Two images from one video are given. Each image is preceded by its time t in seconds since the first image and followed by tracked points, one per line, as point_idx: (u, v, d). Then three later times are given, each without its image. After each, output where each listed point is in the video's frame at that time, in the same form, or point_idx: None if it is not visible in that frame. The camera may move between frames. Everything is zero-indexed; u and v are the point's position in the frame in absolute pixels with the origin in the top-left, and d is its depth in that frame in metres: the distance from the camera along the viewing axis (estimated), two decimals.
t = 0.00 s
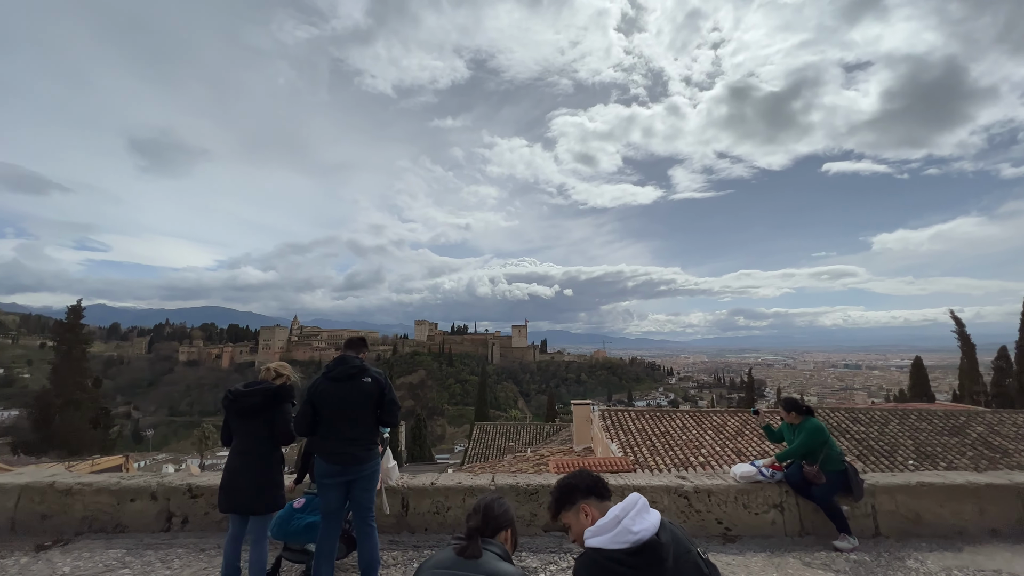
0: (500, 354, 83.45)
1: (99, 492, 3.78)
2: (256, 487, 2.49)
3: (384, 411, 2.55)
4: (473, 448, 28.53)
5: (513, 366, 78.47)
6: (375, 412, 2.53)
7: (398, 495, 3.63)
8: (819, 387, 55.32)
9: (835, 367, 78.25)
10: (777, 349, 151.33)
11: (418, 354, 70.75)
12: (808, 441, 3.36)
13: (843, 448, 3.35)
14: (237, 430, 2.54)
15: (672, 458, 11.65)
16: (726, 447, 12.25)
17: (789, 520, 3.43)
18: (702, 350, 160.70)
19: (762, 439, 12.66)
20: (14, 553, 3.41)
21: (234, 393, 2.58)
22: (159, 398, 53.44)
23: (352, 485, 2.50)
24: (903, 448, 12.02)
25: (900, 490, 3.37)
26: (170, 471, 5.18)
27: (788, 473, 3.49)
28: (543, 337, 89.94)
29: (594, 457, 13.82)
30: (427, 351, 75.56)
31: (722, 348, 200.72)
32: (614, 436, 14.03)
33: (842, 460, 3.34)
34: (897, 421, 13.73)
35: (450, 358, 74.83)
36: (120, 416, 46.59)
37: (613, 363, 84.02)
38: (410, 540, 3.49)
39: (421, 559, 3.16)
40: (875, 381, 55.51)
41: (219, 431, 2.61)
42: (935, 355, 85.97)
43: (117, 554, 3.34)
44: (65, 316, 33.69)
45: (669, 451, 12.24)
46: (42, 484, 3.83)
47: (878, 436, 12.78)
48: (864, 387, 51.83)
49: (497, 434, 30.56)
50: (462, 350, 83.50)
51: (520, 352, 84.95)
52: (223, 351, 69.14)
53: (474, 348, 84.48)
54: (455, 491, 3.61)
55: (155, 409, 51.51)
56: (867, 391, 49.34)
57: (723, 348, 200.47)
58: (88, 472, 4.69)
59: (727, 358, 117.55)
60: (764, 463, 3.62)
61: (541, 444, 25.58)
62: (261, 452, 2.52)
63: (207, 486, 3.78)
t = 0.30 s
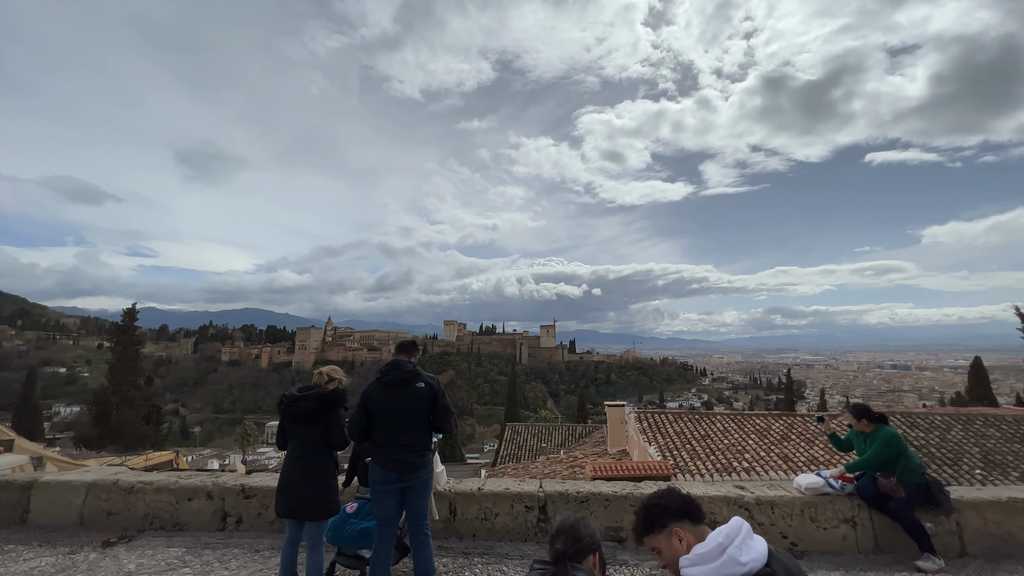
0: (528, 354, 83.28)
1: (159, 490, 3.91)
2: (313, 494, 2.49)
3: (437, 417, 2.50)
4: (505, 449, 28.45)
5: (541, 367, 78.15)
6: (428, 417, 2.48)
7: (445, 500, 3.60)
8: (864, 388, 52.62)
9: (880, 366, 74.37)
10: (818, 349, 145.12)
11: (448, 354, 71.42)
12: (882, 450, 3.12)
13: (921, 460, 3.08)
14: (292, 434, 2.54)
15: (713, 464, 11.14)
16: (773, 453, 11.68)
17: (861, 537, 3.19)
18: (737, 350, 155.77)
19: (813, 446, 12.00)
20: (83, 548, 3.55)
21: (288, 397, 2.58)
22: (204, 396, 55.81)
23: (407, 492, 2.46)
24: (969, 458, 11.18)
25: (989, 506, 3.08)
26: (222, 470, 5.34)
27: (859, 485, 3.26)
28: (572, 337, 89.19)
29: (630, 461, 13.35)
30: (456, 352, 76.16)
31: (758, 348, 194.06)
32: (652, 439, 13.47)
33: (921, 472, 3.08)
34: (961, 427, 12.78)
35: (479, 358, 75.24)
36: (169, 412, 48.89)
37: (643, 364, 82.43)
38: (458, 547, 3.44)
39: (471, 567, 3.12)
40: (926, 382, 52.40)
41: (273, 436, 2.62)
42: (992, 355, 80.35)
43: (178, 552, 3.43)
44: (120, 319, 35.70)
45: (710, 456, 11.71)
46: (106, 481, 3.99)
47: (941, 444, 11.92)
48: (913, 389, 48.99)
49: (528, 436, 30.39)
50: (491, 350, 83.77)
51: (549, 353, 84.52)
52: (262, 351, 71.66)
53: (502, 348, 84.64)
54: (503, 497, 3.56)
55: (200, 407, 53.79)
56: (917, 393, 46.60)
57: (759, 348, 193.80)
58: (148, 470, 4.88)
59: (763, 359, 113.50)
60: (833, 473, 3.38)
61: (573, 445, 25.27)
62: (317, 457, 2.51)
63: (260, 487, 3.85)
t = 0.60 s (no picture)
0: (557, 354, 82.84)
1: (221, 484, 4.06)
2: (374, 492, 2.49)
3: (498, 417, 2.45)
4: (538, 449, 28.32)
5: (571, 366, 77.54)
6: (488, 417, 2.45)
7: (498, 500, 3.56)
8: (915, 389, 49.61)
9: (931, 365, 70.08)
10: (862, 348, 138.11)
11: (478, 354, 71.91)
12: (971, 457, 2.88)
13: (1016, 467, 2.83)
14: (354, 432, 2.56)
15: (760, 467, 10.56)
16: (824, 457, 11.06)
17: (947, 550, 2.97)
18: (775, 350, 150.13)
19: (867, 451, 11.33)
20: (154, 538, 3.71)
21: (348, 394, 2.60)
22: (246, 393, 58.11)
23: (468, 492, 2.44)
24: None
25: None
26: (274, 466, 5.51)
27: (944, 494, 3.02)
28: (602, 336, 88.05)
29: (670, 463, 12.84)
30: (486, 352, 76.57)
31: (798, 347, 186.46)
32: (693, 440, 12.83)
33: (1017, 481, 2.82)
34: None
35: (509, 358, 75.37)
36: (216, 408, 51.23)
37: (676, 363, 80.50)
38: (512, 548, 3.39)
39: (529, 569, 3.08)
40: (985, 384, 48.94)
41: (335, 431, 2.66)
42: None
43: (242, 544, 3.54)
44: (172, 320, 37.65)
45: (756, 459, 11.11)
46: (172, 474, 4.17)
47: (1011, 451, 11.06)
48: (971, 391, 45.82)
49: (561, 435, 30.16)
50: (520, 349, 83.77)
51: (578, 352, 83.80)
52: (299, 350, 74.04)
53: (531, 348, 84.52)
54: (557, 499, 3.49)
55: (243, 403, 56.07)
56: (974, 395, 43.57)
57: (799, 347, 186.17)
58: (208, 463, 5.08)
59: (800, 358, 107.85)
60: (913, 481, 3.15)
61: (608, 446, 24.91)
62: (378, 455, 2.52)
63: (315, 482, 3.92)
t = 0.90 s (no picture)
0: (583, 354, 82.13)
1: (274, 482, 4.14)
2: (433, 495, 2.47)
3: (559, 421, 2.40)
4: (566, 450, 28.06)
5: (596, 366, 76.78)
6: (550, 421, 2.40)
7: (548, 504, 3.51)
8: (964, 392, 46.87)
9: (981, 365, 66.16)
10: (904, 347, 131.57)
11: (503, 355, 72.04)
12: None
13: None
14: (413, 434, 2.55)
15: (806, 472, 10.09)
16: (875, 462, 10.49)
17: None
18: (809, 350, 144.78)
19: (923, 457, 10.69)
20: (214, 534, 3.82)
21: (406, 395, 2.60)
22: (280, 392, 60.09)
23: (530, 496, 2.39)
24: None
25: None
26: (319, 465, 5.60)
27: None
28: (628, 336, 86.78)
29: (708, 467, 12.40)
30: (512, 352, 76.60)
31: (834, 346, 179.30)
32: (732, 443, 12.35)
33: None
34: None
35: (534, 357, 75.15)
36: (252, 406, 53.02)
37: (705, 364, 78.54)
38: (564, 554, 3.32)
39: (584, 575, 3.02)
40: None
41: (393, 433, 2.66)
42: None
43: (297, 542, 3.59)
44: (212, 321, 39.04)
45: (801, 463, 10.63)
46: (227, 472, 4.28)
47: None
48: None
49: (590, 436, 29.83)
50: (545, 349, 83.46)
51: (604, 352, 82.88)
52: (330, 350, 75.76)
53: (557, 348, 84.09)
54: (609, 504, 3.39)
55: (277, 402, 57.96)
56: None
57: (836, 347, 178.97)
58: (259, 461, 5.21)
59: (836, 359, 103.63)
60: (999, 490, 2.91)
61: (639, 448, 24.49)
62: (436, 457, 2.50)
63: (364, 483, 3.95)
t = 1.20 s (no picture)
0: (605, 353, 81.40)
1: (314, 481, 4.17)
2: (482, 498, 2.42)
3: (614, 422, 2.30)
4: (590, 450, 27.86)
5: (618, 366, 76.01)
6: (603, 422, 2.31)
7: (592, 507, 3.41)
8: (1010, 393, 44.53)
9: None
10: (943, 346, 125.83)
11: (525, 354, 71.96)
12: None
13: None
14: (460, 434, 2.50)
15: (848, 475, 9.71)
16: (924, 466, 10.00)
17: None
18: (840, 349, 139.95)
19: (975, 461, 10.15)
20: (257, 531, 3.86)
21: (452, 395, 2.56)
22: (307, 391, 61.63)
23: (583, 501, 2.31)
24: None
25: None
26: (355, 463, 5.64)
27: None
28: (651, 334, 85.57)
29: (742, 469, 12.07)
30: (533, 352, 76.53)
31: (868, 345, 172.99)
32: (768, 445, 11.96)
33: None
34: None
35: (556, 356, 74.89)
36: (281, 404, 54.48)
37: (731, 363, 76.84)
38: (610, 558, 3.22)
39: None
40: None
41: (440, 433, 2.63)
42: None
43: (339, 542, 3.60)
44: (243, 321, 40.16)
45: (843, 465, 10.22)
46: (269, 470, 4.34)
47: None
48: None
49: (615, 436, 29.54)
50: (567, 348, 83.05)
51: (626, 351, 81.99)
52: (355, 350, 77.03)
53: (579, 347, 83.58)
54: (657, 507, 3.28)
55: (304, 401, 59.44)
56: None
57: (869, 345, 172.62)
58: (297, 459, 5.27)
59: (869, 358, 99.98)
60: None
61: (666, 449, 24.07)
62: (485, 458, 2.45)
63: (403, 482, 3.94)
